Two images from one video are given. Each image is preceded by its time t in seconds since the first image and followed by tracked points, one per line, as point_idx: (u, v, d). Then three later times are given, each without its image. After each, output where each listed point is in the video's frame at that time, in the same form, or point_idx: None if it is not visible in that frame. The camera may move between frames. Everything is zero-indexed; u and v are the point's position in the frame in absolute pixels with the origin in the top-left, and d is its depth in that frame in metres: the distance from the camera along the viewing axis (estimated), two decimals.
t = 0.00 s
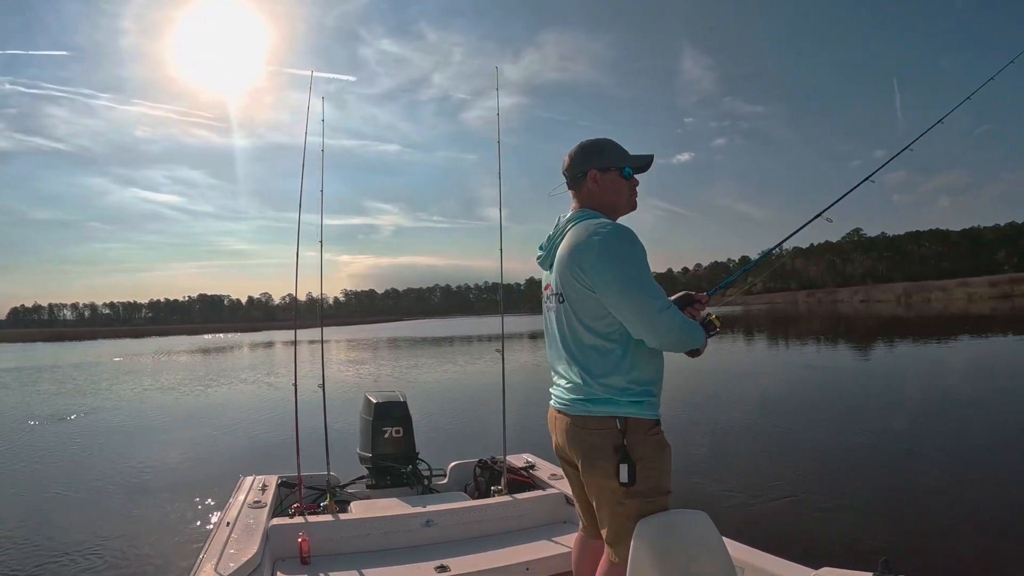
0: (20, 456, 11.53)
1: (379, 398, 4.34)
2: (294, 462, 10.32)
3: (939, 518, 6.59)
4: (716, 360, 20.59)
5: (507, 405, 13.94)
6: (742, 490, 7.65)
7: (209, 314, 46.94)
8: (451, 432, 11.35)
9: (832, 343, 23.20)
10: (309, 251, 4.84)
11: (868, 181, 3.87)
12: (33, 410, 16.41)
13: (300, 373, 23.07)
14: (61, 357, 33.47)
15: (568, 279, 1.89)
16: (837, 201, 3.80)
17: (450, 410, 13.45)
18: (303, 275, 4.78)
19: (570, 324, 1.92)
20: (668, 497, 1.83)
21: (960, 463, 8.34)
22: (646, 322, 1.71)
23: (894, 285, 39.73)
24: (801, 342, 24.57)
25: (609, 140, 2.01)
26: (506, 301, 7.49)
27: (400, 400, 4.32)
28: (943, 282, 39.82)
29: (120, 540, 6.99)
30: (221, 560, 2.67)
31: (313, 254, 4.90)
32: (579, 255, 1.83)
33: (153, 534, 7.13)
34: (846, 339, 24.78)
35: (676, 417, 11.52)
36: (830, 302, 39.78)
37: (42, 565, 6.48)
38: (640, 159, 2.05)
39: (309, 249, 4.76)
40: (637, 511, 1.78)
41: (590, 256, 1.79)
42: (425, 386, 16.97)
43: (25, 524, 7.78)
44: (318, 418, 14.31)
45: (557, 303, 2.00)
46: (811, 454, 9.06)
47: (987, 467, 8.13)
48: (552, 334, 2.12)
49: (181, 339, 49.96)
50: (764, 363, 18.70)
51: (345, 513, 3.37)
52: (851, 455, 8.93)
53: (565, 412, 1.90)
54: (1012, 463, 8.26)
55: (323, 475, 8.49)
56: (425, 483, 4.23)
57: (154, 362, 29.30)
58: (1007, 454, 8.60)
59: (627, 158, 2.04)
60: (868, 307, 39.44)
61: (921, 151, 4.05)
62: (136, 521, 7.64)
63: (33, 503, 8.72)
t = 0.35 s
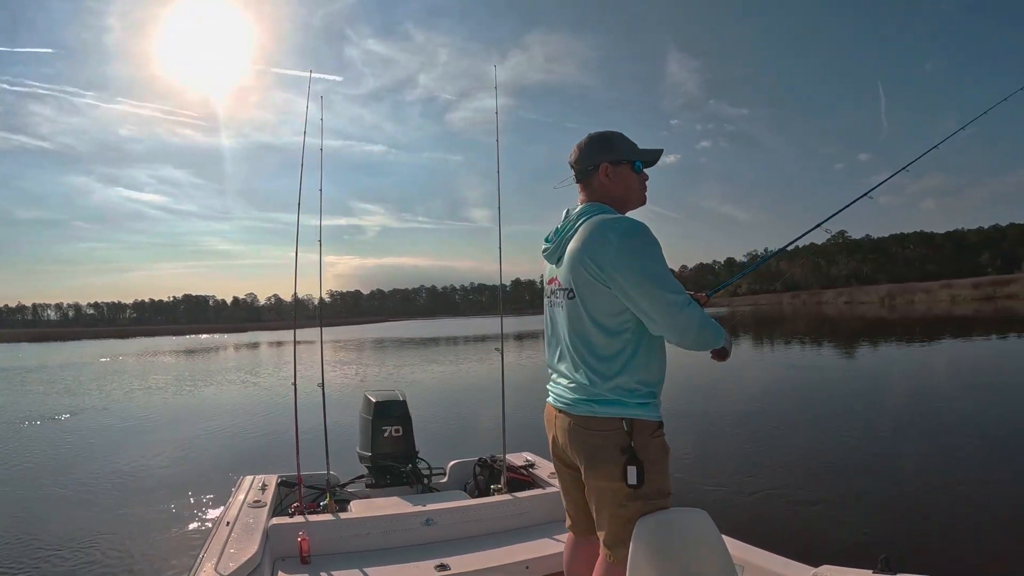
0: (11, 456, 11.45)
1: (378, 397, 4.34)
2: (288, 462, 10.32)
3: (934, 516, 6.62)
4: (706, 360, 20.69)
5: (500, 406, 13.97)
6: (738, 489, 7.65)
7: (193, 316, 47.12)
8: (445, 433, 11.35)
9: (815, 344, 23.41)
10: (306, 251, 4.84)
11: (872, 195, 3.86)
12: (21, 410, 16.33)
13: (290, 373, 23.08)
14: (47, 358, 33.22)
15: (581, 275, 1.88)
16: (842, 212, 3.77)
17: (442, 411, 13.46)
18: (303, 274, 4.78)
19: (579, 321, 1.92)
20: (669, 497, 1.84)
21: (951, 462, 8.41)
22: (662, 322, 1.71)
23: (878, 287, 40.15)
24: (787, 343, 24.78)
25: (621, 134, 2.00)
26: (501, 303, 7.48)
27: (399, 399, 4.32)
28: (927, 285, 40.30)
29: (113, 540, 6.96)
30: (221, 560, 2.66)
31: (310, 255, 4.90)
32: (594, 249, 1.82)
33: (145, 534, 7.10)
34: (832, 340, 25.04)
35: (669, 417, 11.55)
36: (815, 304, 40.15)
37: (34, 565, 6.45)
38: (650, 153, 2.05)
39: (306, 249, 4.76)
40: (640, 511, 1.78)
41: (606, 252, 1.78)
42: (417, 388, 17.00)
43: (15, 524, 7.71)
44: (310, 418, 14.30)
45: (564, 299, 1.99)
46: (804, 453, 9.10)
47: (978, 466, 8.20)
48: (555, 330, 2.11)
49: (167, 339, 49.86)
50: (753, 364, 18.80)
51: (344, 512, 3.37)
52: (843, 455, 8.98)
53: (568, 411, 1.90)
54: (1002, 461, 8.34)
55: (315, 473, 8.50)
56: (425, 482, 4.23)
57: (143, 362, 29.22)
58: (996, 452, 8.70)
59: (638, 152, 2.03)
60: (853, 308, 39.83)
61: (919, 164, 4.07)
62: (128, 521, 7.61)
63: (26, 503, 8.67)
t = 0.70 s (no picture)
0: None
1: (369, 398, 4.33)
2: (274, 463, 10.27)
3: (920, 516, 6.69)
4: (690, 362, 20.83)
5: (484, 408, 13.94)
6: (726, 490, 7.68)
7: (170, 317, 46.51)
8: (429, 435, 11.32)
9: (790, 347, 23.59)
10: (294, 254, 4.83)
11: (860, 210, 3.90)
12: None
13: (273, 375, 22.97)
14: (20, 359, 32.60)
15: (563, 279, 1.90)
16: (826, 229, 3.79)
17: (426, 413, 13.41)
18: (293, 275, 4.77)
19: (564, 324, 1.93)
20: (658, 496, 1.85)
21: (932, 461, 8.55)
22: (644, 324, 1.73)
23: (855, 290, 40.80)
24: (767, 345, 25.07)
25: (603, 138, 2.02)
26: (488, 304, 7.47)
27: (390, 400, 4.31)
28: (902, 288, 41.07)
29: (97, 542, 6.89)
30: (211, 561, 2.64)
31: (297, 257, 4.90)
32: (577, 254, 1.83)
33: (129, 536, 7.04)
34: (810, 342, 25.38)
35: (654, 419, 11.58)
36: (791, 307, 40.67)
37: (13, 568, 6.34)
38: (632, 159, 2.07)
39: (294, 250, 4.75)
40: (630, 510, 1.79)
41: (589, 257, 1.79)
42: (401, 389, 17.00)
43: None
44: (294, 419, 14.24)
45: (549, 303, 2.01)
46: (789, 454, 9.19)
47: (959, 465, 8.33)
48: (540, 333, 2.12)
49: (144, 340, 49.35)
50: (736, 366, 18.94)
51: (334, 513, 3.36)
52: (827, 455, 9.09)
53: (555, 411, 1.91)
54: (982, 460, 8.49)
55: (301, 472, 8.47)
56: (416, 483, 4.23)
57: (122, 363, 28.92)
58: (975, 451, 8.86)
59: (621, 157, 2.05)
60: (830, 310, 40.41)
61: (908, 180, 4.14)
62: (111, 523, 7.53)
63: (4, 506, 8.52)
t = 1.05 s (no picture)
0: None
1: (358, 400, 4.32)
2: (258, 465, 10.21)
3: (901, 515, 6.78)
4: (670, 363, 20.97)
5: (468, 409, 13.95)
6: (714, 490, 7.72)
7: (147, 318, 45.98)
8: (412, 437, 11.30)
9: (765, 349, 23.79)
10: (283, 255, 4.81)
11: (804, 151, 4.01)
12: None
13: (251, 376, 22.82)
14: None
15: (544, 284, 1.91)
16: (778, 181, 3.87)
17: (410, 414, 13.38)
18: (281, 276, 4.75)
19: (546, 329, 1.95)
20: (647, 497, 1.87)
21: (918, 461, 8.65)
22: (622, 326, 1.75)
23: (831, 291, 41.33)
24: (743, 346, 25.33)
25: (582, 146, 2.05)
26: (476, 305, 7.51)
27: (380, 402, 4.31)
28: (876, 289, 41.66)
29: (77, 544, 6.80)
30: (199, 564, 2.62)
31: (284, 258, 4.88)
32: (555, 259, 1.85)
33: (109, 537, 6.97)
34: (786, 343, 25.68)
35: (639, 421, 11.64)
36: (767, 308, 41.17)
37: None
38: (611, 167, 2.10)
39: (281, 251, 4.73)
40: (619, 511, 1.81)
41: (568, 260, 1.80)
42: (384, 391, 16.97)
43: None
44: (276, 420, 14.16)
45: (532, 307, 2.02)
46: (771, 454, 9.28)
47: (934, 464, 8.48)
48: (526, 338, 2.14)
49: (120, 340, 48.73)
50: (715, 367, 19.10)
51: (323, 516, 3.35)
52: (807, 454, 9.19)
53: (543, 412, 1.93)
54: (957, 459, 8.65)
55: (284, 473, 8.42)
56: (405, 485, 4.23)
57: (96, 364, 28.52)
58: (950, 450, 9.01)
59: (601, 165, 2.08)
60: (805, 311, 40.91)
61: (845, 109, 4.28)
62: (90, 525, 7.44)
63: None
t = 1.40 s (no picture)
0: None
1: (355, 400, 4.32)
2: (249, 465, 10.19)
3: (891, 513, 6.81)
4: (658, 363, 21.00)
5: (459, 409, 13.95)
6: (709, 489, 7.73)
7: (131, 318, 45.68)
8: (402, 437, 11.27)
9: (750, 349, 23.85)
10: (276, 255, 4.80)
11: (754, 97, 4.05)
12: None
13: (238, 376, 22.73)
14: None
15: (543, 286, 1.91)
16: (735, 130, 3.95)
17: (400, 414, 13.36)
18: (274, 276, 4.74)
19: (545, 331, 1.95)
20: (645, 496, 1.88)
21: (911, 460, 8.67)
22: (622, 327, 1.76)
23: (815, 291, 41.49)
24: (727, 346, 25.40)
25: (581, 148, 2.06)
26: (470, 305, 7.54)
27: (378, 403, 4.31)
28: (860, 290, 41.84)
29: (67, 545, 6.76)
30: (196, 565, 2.62)
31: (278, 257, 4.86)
32: (553, 260, 1.86)
33: (99, 537, 6.93)
34: (770, 343, 25.78)
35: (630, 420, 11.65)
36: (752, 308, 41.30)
37: None
38: (609, 170, 2.11)
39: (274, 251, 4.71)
40: (617, 510, 1.81)
41: (567, 262, 1.81)
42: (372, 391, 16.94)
43: None
44: (266, 421, 14.12)
45: (531, 309, 2.02)
46: (761, 452, 9.31)
47: (920, 462, 8.54)
48: (524, 339, 2.13)
49: (105, 340, 48.37)
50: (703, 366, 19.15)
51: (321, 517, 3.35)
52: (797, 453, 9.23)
53: (542, 413, 1.93)
54: (943, 457, 8.72)
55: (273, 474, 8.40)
56: (402, 486, 4.22)
57: (79, 365, 28.28)
58: (941, 449, 9.05)
59: (599, 168, 2.09)
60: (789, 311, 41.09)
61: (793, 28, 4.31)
62: (80, 526, 7.40)
63: None
